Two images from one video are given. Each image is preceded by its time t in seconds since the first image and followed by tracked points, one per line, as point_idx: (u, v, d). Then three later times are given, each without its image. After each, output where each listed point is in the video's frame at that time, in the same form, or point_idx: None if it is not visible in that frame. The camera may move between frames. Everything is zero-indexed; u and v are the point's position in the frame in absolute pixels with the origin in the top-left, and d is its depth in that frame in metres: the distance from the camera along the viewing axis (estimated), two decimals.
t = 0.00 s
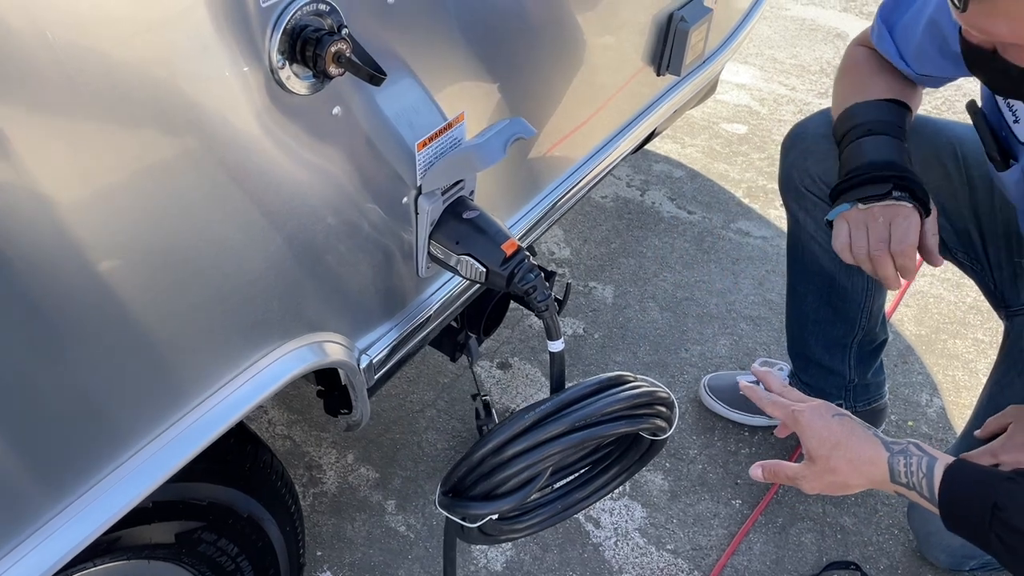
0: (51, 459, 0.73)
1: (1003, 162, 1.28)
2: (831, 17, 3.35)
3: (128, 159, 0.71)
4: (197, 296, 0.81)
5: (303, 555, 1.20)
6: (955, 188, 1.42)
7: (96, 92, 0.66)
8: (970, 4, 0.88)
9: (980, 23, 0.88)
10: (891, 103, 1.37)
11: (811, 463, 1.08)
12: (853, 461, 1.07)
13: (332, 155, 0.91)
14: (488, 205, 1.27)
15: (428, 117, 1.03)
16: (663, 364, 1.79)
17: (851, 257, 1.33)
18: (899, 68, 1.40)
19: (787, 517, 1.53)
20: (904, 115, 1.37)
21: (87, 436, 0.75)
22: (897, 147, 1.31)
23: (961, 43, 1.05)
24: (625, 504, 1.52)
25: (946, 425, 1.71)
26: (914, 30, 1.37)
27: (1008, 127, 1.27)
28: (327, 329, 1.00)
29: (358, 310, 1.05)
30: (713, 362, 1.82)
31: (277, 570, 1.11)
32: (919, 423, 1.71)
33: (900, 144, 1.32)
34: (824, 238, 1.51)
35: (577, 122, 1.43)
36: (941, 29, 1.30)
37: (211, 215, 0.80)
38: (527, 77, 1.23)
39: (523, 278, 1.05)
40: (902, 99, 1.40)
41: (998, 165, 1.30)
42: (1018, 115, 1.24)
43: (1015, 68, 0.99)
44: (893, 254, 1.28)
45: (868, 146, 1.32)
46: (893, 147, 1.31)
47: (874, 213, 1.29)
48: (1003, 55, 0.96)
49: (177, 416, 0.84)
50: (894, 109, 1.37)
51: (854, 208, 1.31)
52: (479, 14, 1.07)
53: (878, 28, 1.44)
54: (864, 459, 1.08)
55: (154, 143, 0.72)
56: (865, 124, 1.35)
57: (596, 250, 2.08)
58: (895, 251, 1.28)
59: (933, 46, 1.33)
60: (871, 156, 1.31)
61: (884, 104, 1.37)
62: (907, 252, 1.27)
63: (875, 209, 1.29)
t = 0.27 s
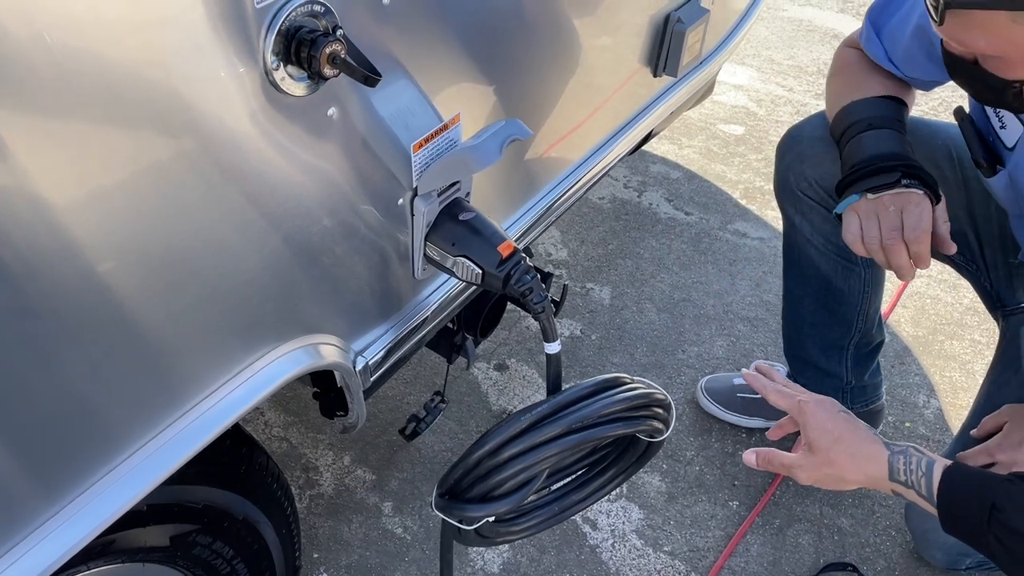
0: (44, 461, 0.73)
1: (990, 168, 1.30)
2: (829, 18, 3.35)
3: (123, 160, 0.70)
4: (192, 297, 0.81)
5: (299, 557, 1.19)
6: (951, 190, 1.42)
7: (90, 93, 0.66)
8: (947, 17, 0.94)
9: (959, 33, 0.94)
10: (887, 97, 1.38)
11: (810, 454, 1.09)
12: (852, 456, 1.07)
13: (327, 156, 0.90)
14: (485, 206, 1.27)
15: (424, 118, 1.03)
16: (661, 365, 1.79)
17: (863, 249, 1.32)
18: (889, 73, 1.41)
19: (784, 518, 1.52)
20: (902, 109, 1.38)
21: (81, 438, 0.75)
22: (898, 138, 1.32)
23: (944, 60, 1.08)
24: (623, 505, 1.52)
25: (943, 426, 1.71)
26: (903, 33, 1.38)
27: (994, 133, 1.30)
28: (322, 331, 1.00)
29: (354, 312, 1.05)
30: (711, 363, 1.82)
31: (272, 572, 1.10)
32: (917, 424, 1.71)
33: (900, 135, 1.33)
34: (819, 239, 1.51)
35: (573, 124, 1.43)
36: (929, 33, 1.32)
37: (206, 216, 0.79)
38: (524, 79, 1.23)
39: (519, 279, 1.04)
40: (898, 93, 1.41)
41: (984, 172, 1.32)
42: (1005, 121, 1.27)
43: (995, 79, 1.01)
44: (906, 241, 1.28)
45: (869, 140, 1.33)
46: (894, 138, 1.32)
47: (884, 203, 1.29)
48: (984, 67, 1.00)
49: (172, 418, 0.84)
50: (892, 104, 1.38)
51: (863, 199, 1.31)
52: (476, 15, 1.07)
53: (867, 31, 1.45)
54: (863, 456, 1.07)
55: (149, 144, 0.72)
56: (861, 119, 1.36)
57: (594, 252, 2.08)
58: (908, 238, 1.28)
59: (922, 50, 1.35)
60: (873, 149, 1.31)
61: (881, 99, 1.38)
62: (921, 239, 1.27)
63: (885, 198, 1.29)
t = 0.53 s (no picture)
0: (39, 463, 0.72)
1: (973, 172, 1.31)
2: (826, 18, 3.35)
3: (117, 160, 0.70)
4: (188, 298, 0.81)
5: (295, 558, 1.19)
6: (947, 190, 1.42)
7: (85, 93, 0.66)
8: (923, 24, 0.95)
9: (935, 39, 0.95)
10: (874, 98, 1.37)
11: (813, 452, 1.07)
12: (856, 457, 1.07)
13: (323, 157, 0.90)
14: (482, 207, 1.26)
15: (420, 119, 1.02)
16: (658, 365, 1.79)
17: (844, 245, 1.32)
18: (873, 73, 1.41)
19: (782, 518, 1.52)
20: (888, 109, 1.38)
21: (77, 440, 0.75)
22: (882, 136, 1.32)
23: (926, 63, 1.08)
24: (620, 506, 1.52)
25: (940, 426, 1.71)
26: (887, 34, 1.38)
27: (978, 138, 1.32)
28: (319, 332, 1.00)
29: (350, 313, 1.05)
30: (708, 363, 1.81)
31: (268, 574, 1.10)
32: (914, 424, 1.71)
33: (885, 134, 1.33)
34: (813, 240, 1.51)
35: (571, 123, 1.43)
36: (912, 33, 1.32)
37: (202, 216, 0.79)
38: (521, 79, 1.23)
39: (516, 280, 1.04)
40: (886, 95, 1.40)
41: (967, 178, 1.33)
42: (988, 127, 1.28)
43: (976, 84, 1.01)
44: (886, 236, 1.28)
45: (854, 139, 1.32)
46: (878, 136, 1.32)
47: (864, 198, 1.29)
48: (963, 73, 1.01)
49: (167, 419, 0.83)
50: (879, 104, 1.37)
51: (844, 194, 1.31)
52: (473, 15, 1.07)
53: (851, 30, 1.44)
54: (867, 457, 1.07)
55: (145, 144, 0.71)
56: (848, 118, 1.35)
57: (591, 252, 2.08)
58: (887, 233, 1.27)
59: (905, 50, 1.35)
60: (858, 146, 1.31)
61: (867, 99, 1.37)
62: (899, 236, 1.27)
63: (866, 194, 1.29)
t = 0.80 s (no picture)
0: (34, 463, 0.72)
1: (964, 179, 1.31)
2: (824, 17, 3.36)
3: (113, 159, 0.70)
4: (184, 297, 0.81)
5: (291, 558, 1.19)
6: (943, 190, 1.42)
7: (80, 92, 0.66)
8: (916, 41, 0.96)
9: (928, 52, 0.96)
10: (869, 99, 1.38)
11: (812, 457, 1.08)
12: (855, 459, 1.07)
13: (319, 156, 0.90)
14: (478, 206, 1.26)
15: (416, 118, 1.02)
16: (655, 364, 1.79)
17: (844, 245, 1.32)
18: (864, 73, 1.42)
19: (778, 517, 1.52)
20: (882, 108, 1.38)
21: (72, 439, 0.75)
22: (878, 136, 1.33)
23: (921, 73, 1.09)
24: (617, 505, 1.52)
25: (937, 425, 1.72)
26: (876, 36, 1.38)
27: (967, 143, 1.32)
28: (314, 332, 1.00)
29: (345, 312, 1.05)
30: (705, 362, 1.82)
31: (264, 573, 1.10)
32: (910, 423, 1.71)
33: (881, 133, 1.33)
34: (807, 241, 1.51)
35: (568, 123, 1.43)
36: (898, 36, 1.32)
37: (198, 215, 0.79)
38: (518, 78, 1.23)
39: (512, 280, 1.04)
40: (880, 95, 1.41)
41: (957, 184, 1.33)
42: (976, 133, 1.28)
43: (970, 97, 1.01)
44: (887, 236, 1.28)
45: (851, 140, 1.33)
46: (874, 136, 1.32)
47: (863, 198, 1.29)
48: (956, 87, 1.02)
49: (163, 418, 0.83)
50: (873, 103, 1.38)
51: (842, 195, 1.31)
52: (469, 14, 1.07)
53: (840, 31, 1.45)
54: (866, 458, 1.07)
55: (140, 143, 0.71)
56: (845, 119, 1.36)
57: (588, 251, 2.08)
58: (888, 233, 1.27)
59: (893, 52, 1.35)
60: (855, 147, 1.31)
61: (860, 100, 1.38)
62: (900, 234, 1.26)
63: (865, 194, 1.29)
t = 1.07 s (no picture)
0: (30, 459, 0.72)
1: (959, 177, 1.32)
2: (821, 15, 3.35)
3: (110, 155, 0.70)
4: (181, 294, 0.81)
5: (288, 555, 1.19)
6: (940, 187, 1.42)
7: (76, 89, 0.66)
8: (920, 31, 0.96)
9: (931, 45, 0.96)
10: (861, 101, 1.38)
11: (806, 447, 1.08)
12: (850, 450, 1.08)
13: (315, 153, 0.90)
14: (475, 203, 1.26)
15: (412, 115, 1.02)
16: (652, 362, 1.79)
17: (838, 248, 1.32)
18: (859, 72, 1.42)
19: (775, 514, 1.53)
20: (876, 109, 1.39)
21: (69, 436, 0.75)
22: (872, 138, 1.33)
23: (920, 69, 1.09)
24: (613, 502, 1.52)
25: (933, 422, 1.72)
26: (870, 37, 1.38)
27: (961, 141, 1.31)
28: (311, 329, 1.00)
29: (342, 310, 1.05)
30: (702, 360, 1.82)
31: (261, 571, 1.10)
32: (906, 420, 1.72)
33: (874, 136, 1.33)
34: (803, 239, 1.51)
35: (564, 120, 1.43)
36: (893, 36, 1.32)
37: (195, 212, 0.79)
38: (515, 75, 1.23)
39: (509, 278, 1.04)
40: (874, 96, 1.41)
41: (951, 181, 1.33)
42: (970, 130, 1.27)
43: (971, 91, 1.01)
44: (882, 239, 1.28)
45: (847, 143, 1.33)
46: (868, 138, 1.33)
47: (857, 201, 1.29)
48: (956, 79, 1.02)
49: (160, 415, 0.83)
50: (867, 104, 1.38)
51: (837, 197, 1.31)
52: (466, 11, 1.07)
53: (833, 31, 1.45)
54: (859, 448, 1.07)
55: (137, 140, 0.71)
56: (838, 120, 1.36)
57: (585, 248, 2.08)
58: (883, 235, 1.27)
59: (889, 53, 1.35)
60: (849, 148, 1.31)
61: (853, 101, 1.38)
62: (894, 237, 1.27)
63: (859, 197, 1.29)
